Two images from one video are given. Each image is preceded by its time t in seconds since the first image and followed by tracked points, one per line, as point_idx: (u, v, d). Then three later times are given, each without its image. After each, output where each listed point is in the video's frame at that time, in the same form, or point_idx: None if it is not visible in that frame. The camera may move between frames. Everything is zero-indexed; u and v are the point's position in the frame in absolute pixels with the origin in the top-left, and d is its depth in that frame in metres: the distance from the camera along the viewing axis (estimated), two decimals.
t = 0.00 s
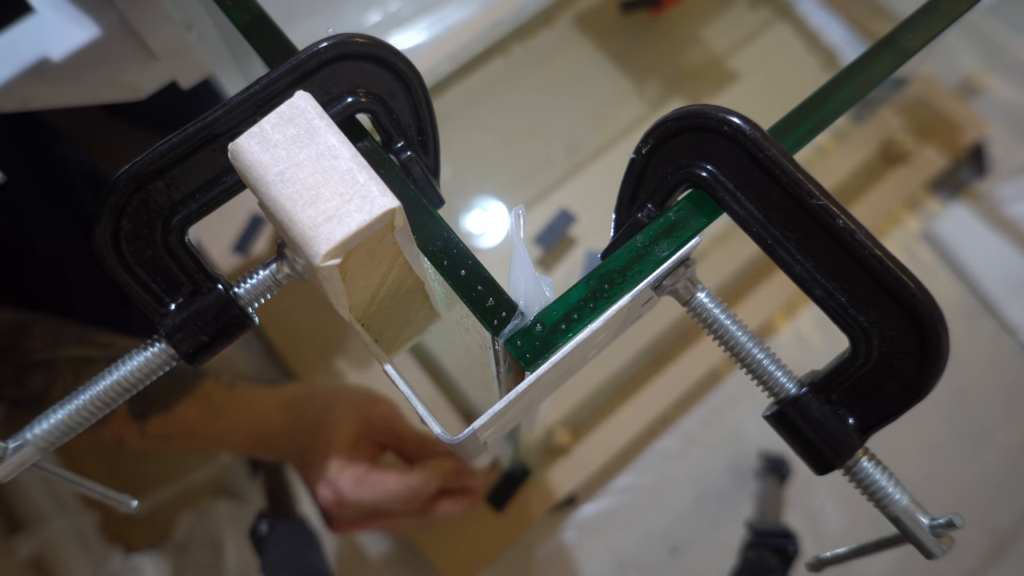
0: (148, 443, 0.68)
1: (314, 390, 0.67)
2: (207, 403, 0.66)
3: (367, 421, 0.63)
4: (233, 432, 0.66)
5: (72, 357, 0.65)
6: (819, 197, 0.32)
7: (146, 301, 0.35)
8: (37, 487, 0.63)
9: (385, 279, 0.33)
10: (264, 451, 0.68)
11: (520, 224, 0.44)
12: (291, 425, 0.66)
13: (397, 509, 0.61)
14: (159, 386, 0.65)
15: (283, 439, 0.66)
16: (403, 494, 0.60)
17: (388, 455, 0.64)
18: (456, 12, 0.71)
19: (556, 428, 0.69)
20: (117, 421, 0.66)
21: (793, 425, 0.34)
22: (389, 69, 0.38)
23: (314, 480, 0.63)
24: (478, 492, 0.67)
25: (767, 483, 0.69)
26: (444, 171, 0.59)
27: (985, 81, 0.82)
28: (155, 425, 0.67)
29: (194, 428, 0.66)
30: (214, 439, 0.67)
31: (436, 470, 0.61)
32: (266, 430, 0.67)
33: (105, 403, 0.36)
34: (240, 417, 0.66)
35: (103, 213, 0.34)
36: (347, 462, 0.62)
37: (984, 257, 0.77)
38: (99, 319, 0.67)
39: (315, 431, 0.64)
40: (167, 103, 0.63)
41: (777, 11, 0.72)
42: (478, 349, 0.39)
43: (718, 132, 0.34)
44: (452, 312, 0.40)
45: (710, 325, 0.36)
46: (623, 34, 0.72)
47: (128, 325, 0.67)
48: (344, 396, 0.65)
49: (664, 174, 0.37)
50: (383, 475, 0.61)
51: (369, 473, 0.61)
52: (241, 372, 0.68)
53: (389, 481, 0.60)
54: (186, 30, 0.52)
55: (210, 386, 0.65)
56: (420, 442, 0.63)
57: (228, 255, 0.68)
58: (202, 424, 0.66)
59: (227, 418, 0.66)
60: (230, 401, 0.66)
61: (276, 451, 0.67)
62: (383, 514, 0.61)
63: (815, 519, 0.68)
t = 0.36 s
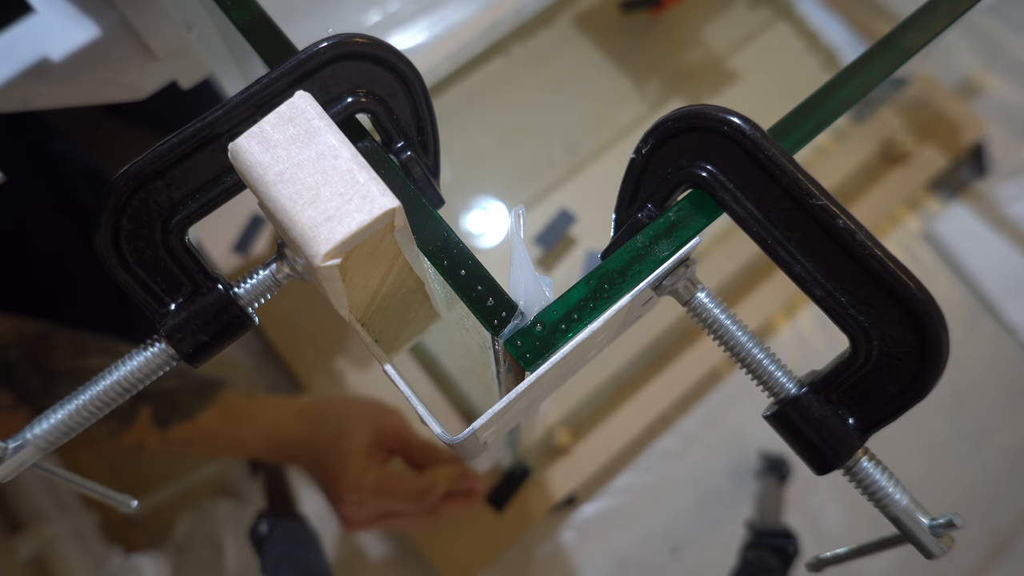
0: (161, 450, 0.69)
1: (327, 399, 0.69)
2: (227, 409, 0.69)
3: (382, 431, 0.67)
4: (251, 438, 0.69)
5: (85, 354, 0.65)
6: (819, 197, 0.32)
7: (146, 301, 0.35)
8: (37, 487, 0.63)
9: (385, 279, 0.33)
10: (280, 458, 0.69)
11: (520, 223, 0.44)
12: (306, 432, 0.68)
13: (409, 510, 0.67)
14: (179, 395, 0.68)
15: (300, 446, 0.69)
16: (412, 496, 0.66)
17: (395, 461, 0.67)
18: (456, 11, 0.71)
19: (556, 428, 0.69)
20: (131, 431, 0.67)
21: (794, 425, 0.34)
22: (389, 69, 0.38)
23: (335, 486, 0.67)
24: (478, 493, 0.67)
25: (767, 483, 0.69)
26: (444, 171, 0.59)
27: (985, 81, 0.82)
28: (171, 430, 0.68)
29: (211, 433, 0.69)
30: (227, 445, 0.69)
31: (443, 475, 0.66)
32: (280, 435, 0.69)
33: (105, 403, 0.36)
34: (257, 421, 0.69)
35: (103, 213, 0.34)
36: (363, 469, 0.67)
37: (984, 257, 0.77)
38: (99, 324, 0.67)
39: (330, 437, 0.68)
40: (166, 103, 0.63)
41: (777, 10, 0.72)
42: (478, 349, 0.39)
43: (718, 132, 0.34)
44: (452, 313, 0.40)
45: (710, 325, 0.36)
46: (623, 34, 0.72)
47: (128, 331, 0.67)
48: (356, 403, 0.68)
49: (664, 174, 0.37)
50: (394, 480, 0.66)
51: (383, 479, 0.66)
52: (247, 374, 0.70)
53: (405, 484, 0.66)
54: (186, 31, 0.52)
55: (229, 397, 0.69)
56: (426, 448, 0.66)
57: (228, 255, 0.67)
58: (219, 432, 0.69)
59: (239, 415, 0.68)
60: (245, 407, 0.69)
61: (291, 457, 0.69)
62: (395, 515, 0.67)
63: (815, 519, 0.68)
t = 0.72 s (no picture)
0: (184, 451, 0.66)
1: (341, 407, 0.68)
2: (241, 415, 0.65)
3: (397, 437, 0.65)
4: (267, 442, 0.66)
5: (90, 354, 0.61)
6: (819, 197, 0.32)
7: (146, 301, 0.35)
8: (37, 487, 0.63)
9: (385, 279, 0.33)
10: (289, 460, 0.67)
11: (520, 223, 0.44)
12: (323, 437, 0.66)
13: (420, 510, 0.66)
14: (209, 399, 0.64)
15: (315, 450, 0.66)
16: (424, 496, 0.66)
17: (407, 465, 0.66)
18: (456, 11, 0.71)
19: (556, 428, 0.69)
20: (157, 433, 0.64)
21: (794, 425, 0.34)
22: (389, 69, 0.38)
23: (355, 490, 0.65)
24: (478, 493, 0.68)
25: (767, 483, 0.69)
26: (444, 172, 0.59)
27: (985, 81, 0.82)
28: (199, 434, 0.65)
29: (235, 437, 0.65)
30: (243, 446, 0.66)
31: (454, 478, 0.66)
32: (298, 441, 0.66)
33: (105, 403, 0.36)
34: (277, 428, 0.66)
35: (103, 212, 0.34)
36: (381, 473, 0.65)
37: (984, 257, 0.77)
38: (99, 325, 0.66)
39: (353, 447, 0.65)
40: (167, 103, 0.63)
41: (777, 10, 0.72)
42: (478, 349, 0.39)
43: (718, 132, 0.34)
44: (452, 313, 0.40)
45: (711, 325, 0.36)
46: (623, 34, 0.72)
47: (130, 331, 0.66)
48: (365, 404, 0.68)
49: (664, 174, 0.37)
50: (406, 483, 0.66)
51: (400, 484, 0.66)
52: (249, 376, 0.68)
53: (415, 488, 0.66)
54: (186, 30, 0.52)
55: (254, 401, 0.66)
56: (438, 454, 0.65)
57: (228, 255, 0.68)
58: (246, 437, 0.66)
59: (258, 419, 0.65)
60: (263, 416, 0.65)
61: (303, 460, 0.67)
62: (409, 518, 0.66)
63: (815, 519, 0.68)
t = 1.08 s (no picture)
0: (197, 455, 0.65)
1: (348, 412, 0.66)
2: (253, 417, 0.63)
3: (405, 440, 0.63)
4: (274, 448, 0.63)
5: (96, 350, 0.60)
6: (819, 197, 0.32)
7: (146, 301, 0.35)
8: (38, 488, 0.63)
9: (385, 279, 0.33)
10: (295, 465, 0.65)
11: (520, 223, 0.44)
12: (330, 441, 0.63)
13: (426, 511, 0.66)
14: (230, 404, 0.62)
15: (325, 454, 0.63)
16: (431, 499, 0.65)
17: (415, 470, 0.64)
18: (456, 12, 0.71)
19: (556, 428, 0.69)
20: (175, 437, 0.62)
21: (794, 425, 0.34)
22: (389, 69, 0.38)
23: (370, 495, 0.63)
24: (478, 493, 0.67)
25: (767, 483, 0.69)
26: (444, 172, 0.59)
27: (985, 81, 0.82)
28: (218, 438, 0.63)
29: (247, 441, 0.63)
30: (253, 451, 0.63)
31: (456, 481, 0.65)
32: (308, 444, 0.63)
33: (105, 404, 0.36)
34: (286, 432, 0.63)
35: (103, 213, 0.34)
36: (393, 478, 0.63)
37: (984, 257, 0.77)
38: (97, 322, 0.64)
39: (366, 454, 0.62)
40: (166, 103, 0.63)
41: (776, 10, 0.72)
42: (478, 349, 0.39)
43: (718, 132, 0.34)
44: (452, 312, 0.40)
45: (711, 325, 0.36)
46: (623, 34, 0.72)
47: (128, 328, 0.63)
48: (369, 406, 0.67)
49: (664, 174, 0.37)
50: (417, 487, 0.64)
51: (412, 488, 0.64)
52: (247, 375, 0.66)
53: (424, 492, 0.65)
54: (186, 30, 0.52)
55: (266, 409, 0.64)
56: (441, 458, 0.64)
57: (228, 255, 0.67)
58: (256, 441, 0.63)
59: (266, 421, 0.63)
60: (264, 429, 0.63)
61: (315, 464, 0.63)
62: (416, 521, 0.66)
63: (814, 519, 0.68)
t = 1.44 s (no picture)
0: (216, 458, 0.68)
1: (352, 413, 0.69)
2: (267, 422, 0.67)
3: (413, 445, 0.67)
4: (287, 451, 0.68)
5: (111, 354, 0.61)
6: (819, 198, 0.32)
7: (146, 301, 0.35)
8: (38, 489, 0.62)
9: (385, 279, 0.33)
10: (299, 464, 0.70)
11: (520, 223, 0.44)
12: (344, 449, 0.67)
13: (434, 512, 0.66)
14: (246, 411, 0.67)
15: (339, 462, 0.67)
16: (439, 501, 0.66)
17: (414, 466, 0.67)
18: (456, 12, 0.71)
19: (555, 428, 0.69)
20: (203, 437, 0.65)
21: (794, 425, 0.34)
22: (389, 69, 0.38)
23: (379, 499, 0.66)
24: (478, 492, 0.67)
25: (767, 483, 0.69)
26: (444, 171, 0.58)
27: (986, 81, 0.81)
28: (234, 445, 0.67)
29: (268, 445, 0.67)
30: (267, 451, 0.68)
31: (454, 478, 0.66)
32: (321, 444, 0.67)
33: (105, 404, 0.36)
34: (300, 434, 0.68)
35: (103, 213, 0.34)
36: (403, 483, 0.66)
37: (984, 258, 0.77)
38: (96, 325, 0.65)
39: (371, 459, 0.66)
40: (166, 102, 0.63)
41: (776, 11, 0.72)
42: (478, 349, 0.39)
43: (718, 132, 0.34)
44: (452, 312, 0.40)
45: (710, 325, 0.36)
46: (623, 34, 0.72)
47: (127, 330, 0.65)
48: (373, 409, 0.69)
49: (664, 174, 0.37)
50: (422, 488, 0.66)
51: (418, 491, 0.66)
52: (246, 377, 0.70)
53: (431, 494, 0.66)
54: (186, 31, 0.52)
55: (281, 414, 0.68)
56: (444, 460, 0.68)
57: (228, 255, 0.67)
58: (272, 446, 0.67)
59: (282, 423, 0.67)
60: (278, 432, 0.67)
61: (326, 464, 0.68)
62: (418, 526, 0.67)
63: (814, 519, 0.68)
